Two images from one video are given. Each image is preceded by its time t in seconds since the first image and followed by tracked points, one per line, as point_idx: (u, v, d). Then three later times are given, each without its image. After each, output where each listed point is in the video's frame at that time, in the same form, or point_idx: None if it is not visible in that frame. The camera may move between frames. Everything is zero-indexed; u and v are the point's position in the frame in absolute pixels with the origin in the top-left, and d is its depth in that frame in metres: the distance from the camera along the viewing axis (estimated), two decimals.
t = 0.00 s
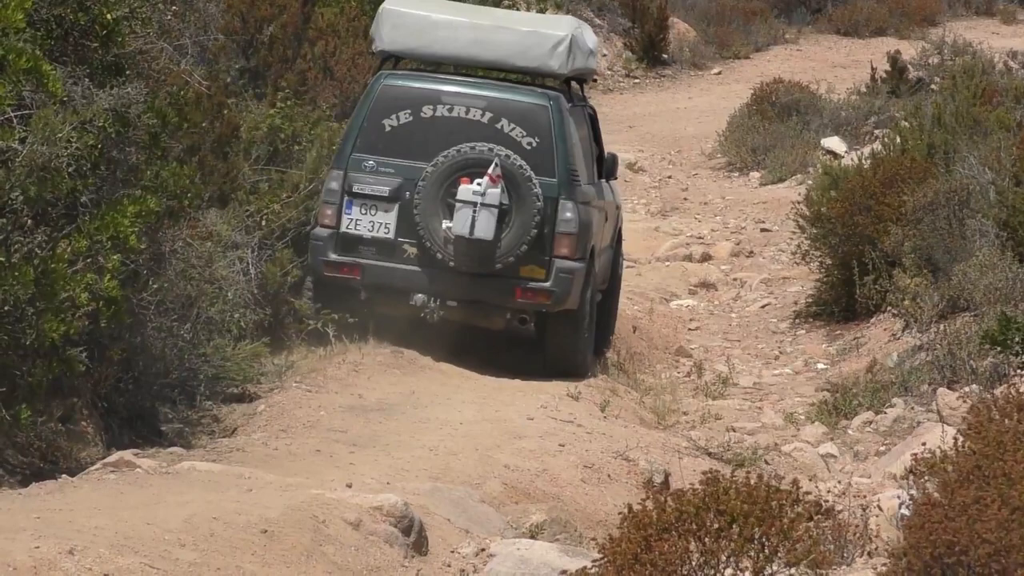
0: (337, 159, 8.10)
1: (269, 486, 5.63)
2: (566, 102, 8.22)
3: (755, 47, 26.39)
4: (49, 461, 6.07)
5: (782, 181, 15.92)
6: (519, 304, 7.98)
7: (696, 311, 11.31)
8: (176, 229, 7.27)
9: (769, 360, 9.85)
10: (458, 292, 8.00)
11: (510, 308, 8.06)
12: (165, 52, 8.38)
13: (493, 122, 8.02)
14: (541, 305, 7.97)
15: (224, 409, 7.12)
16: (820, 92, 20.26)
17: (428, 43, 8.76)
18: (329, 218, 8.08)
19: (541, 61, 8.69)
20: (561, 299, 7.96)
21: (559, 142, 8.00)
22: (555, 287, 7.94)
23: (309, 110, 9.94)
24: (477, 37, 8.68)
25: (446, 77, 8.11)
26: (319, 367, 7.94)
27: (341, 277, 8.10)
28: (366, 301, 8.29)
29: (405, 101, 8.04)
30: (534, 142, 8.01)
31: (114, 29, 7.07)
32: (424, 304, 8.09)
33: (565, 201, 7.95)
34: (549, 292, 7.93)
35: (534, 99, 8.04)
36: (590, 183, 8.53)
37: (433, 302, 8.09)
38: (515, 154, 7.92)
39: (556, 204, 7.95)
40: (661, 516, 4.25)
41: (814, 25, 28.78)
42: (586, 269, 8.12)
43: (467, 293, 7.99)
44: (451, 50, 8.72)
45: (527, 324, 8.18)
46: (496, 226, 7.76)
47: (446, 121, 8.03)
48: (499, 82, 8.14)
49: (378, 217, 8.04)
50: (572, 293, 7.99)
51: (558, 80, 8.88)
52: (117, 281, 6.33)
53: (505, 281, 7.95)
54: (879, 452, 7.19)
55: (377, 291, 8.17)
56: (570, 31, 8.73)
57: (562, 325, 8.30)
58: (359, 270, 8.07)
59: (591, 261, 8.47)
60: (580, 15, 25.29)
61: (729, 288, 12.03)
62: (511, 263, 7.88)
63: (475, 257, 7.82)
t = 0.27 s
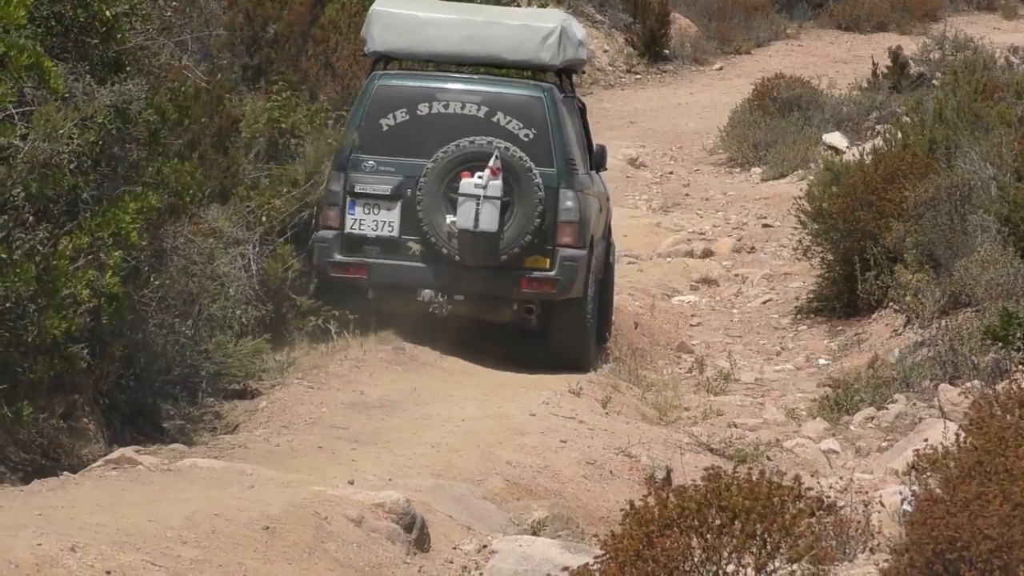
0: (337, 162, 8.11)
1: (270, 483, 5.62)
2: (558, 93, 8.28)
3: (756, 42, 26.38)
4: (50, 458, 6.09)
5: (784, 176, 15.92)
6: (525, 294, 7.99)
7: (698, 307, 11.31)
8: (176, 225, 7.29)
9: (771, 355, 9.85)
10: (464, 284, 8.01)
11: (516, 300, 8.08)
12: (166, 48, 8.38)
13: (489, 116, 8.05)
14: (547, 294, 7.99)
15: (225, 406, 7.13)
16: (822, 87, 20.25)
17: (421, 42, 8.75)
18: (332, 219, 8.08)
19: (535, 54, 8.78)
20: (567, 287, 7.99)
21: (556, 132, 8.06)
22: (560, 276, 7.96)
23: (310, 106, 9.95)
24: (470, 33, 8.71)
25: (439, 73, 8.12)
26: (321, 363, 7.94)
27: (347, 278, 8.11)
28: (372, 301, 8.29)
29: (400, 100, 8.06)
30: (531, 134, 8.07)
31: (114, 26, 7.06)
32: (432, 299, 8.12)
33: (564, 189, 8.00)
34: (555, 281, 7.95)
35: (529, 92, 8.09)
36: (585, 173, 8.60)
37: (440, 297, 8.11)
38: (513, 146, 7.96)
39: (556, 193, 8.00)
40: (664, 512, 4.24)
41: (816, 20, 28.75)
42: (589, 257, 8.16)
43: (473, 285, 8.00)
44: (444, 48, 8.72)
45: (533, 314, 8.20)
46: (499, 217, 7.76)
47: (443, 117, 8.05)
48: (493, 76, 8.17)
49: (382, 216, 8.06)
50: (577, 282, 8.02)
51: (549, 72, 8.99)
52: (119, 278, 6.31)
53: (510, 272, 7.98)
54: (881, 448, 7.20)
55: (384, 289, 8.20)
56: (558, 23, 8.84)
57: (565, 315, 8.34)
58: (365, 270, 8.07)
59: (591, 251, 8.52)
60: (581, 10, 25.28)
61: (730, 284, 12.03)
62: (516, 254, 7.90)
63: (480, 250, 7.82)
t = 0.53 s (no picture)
0: (351, 153, 8.24)
1: (272, 484, 5.62)
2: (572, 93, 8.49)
3: (758, 44, 26.37)
4: (52, 459, 6.09)
5: (785, 178, 15.91)
6: (536, 289, 8.07)
7: (700, 309, 11.30)
8: (178, 227, 7.30)
9: (773, 357, 9.84)
10: (475, 278, 8.08)
11: (526, 295, 8.15)
12: (169, 50, 8.40)
13: (504, 111, 8.25)
14: (556, 290, 8.07)
15: (227, 407, 7.14)
16: (823, 89, 20.24)
17: (439, 36, 8.99)
18: (345, 209, 8.18)
19: (550, 51, 8.99)
20: (577, 284, 8.07)
21: (569, 129, 8.25)
22: (570, 272, 8.05)
23: (312, 108, 9.97)
24: (485, 30, 8.93)
25: (456, 70, 8.33)
26: (323, 364, 7.95)
27: (358, 267, 8.19)
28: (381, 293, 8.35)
29: (417, 94, 8.26)
30: (544, 130, 8.25)
31: (116, 28, 7.08)
32: (440, 292, 8.16)
33: (576, 187, 8.11)
34: (565, 277, 8.03)
35: (543, 89, 8.30)
36: (595, 173, 8.74)
37: (450, 291, 8.15)
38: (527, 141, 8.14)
39: (568, 191, 8.11)
40: (666, 514, 4.22)
41: (817, 22, 28.75)
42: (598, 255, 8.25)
43: (483, 279, 8.08)
44: (460, 43, 8.96)
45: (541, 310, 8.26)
46: (512, 212, 7.86)
47: (457, 111, 8.24)
48: (508, 74, 8.39)
49: (394, 208, 8.15)
50: (587, 278, 8.10)
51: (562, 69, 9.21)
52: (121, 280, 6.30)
53: (521, 267, 8.05)
54: (883, 449, 7.20)
55: (394, 281, 8.25)
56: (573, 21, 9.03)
57: (573, 311, 8.40)
58: (376, 260, 8.15)
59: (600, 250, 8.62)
60: (582, 12, 25.27)
61: (732, 285, 12.03)
62: (527, 249, 7.98)
63: (492, 244, 7.91)
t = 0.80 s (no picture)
0: (361, 151, 8.27)
1: (276, 482, 5.63)
2: (583, 100, 8.45)
3: (762, 42, 26.36)
4: (56, 458, 6.08)
5: (789, 176, 15.90)
6: (538, 295, 8.08)
7: (704, 307, 11.30)
8: (182, 225, 7.30)
9: (777, 355, 9.84)
10: (478, 282, 8.10)
11: (529, 300, 8.16)
12: (172, 48, 8.41)
13: (513, 116, 8.24)
14: (559, 296, 8.07)
15: (231, 405, 7.15)
16: (828, 87, 20.23)
17: (452, 39, 9.01)
18: (352, 208, 8.20)
19: (563, 57, 8.96)
20: (580, 291, 8.07)
21: (578, 136, 8.21)
22: (573, 279, 8.05)
23: (317, 107, 9.97)
24: (498, 33, 8.93)
25: (469, 72, 8.34)
26: (327, 362, 7.96)
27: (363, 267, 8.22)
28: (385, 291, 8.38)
29: (428, 95, 8.28)
30: (553, 136, 8.23)
31: (120, 25, 7.09)
32: (445, 294, 8.17)
33: (583, 195, 8.09)
34: (568, 284, 8.03)
35: (555, 95, 8.27)
36: (604, 178, 8.71)
37: (454, 292, 8.16)
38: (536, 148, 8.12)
39: (575, 198, 8.09)
40: (669, 512, 4.23)
41: (821, 19, 28.71)
42: (603, 262, 8.24)
43: (487, 283, 8.10)
44: (472, 46, 8.97)
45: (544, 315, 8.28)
46: (518, 218, 7.89)
47: (467, 115, 8.24)
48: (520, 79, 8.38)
49: (400, 209, 8.17)
50: (590, 286, 8.10)
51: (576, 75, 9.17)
52: (125, 278, 6.31)
53: (525, 272, 8.06)
54: (887, 447, 7.19)
55: (398, 281, 8.28)
56: (589, 29, 8.99)
57: (577, 315, 8.41)
58: (381, 259, 8.18)
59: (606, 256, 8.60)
60: (586, 10, 25.27)
61: (736, 283, 12.03)
62: (530, 255, 7.99)
63: (497, 249, 7.95)
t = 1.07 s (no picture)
0: (365, 152, 8.35)
1: (280, 477, 5.63)
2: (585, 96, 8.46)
3: (765, 37, 26.33)
4: (59, 452, 6.10)
5: (792, 171, 15.89)
6: (543, 292, 8.22)
7: (707, 301, 11.30)
8: (185, 221, 7.30)
9: (780, 350, 9.84)
10: (484, 281, 8.23)
11: (534, 296, 8.30)
12: (175, 44, 8.41)
13: (515, 115, 8.25)
14: (564, 292, 8.20)
15: (234, 399, 7.16)
16: (830, 82, 20.21)
17: (454, 39, 9.00)
18: (357, 209, 8.32)
19: (563, 56, 8.98)
20: (584, 286, 8.20)
21: (580, 133, 8.24)
22: (577, 275, 8.17)
23: (319, 102, 9.98)
24: (500, 32, 8.94)
25: (470, 71, 8.33)
26: (330, 356, 7.97)
27: (369, 267, 8.36)
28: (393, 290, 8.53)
29: (430, 96, 8.29)
30: (555, 135, 8.26)
31: (123, 21, 7.10)
32: (451, 293, 8.33)
33: (586, 191, 8.19)
34: (572, 280, 8.16)
35: (556, 93, 8.28)
36: (607, 171, 8.78)
37: (459, 291, 8.31)
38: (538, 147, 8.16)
39: (578, 195, 8.19)
40: (672, 506, 4.23)
41: (825, 14, 28.67)
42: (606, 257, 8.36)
43: (492, 281, 8.23)
44: (474, 45, 8.96)
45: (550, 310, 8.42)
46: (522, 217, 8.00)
47: (469, 114, 8.26)
48: (521, 77, 8.38)
49: (405, 209, 8.28)
50: (594, 281, 8.23)
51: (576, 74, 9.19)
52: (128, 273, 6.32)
53: (529, 269, 8.18)
54: (890, 442, 7.19)
55: (405, 280, 8.42)
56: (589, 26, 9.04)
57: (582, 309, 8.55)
58: (387, 259, 8.31)
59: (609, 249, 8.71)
60: (589, 5, 25.25)
61: (739, 278, 12.02)
62: (535, 253, 8.11)
63: (501, 248, 8.07)
